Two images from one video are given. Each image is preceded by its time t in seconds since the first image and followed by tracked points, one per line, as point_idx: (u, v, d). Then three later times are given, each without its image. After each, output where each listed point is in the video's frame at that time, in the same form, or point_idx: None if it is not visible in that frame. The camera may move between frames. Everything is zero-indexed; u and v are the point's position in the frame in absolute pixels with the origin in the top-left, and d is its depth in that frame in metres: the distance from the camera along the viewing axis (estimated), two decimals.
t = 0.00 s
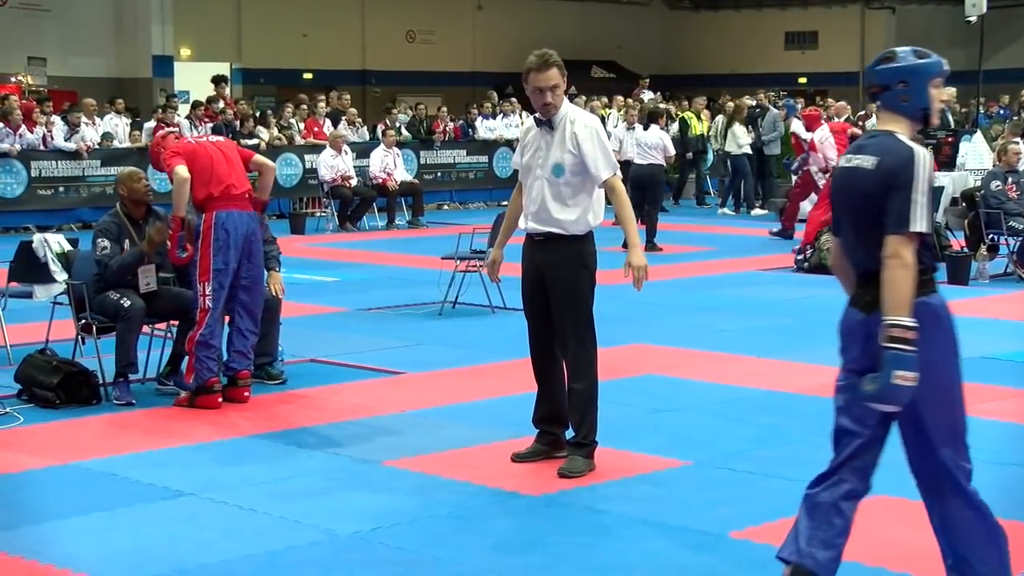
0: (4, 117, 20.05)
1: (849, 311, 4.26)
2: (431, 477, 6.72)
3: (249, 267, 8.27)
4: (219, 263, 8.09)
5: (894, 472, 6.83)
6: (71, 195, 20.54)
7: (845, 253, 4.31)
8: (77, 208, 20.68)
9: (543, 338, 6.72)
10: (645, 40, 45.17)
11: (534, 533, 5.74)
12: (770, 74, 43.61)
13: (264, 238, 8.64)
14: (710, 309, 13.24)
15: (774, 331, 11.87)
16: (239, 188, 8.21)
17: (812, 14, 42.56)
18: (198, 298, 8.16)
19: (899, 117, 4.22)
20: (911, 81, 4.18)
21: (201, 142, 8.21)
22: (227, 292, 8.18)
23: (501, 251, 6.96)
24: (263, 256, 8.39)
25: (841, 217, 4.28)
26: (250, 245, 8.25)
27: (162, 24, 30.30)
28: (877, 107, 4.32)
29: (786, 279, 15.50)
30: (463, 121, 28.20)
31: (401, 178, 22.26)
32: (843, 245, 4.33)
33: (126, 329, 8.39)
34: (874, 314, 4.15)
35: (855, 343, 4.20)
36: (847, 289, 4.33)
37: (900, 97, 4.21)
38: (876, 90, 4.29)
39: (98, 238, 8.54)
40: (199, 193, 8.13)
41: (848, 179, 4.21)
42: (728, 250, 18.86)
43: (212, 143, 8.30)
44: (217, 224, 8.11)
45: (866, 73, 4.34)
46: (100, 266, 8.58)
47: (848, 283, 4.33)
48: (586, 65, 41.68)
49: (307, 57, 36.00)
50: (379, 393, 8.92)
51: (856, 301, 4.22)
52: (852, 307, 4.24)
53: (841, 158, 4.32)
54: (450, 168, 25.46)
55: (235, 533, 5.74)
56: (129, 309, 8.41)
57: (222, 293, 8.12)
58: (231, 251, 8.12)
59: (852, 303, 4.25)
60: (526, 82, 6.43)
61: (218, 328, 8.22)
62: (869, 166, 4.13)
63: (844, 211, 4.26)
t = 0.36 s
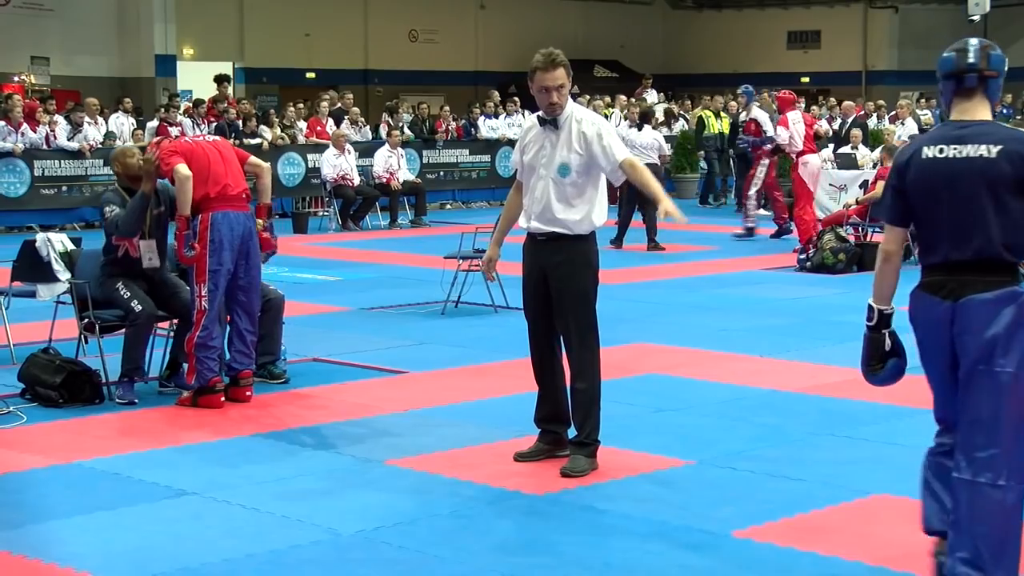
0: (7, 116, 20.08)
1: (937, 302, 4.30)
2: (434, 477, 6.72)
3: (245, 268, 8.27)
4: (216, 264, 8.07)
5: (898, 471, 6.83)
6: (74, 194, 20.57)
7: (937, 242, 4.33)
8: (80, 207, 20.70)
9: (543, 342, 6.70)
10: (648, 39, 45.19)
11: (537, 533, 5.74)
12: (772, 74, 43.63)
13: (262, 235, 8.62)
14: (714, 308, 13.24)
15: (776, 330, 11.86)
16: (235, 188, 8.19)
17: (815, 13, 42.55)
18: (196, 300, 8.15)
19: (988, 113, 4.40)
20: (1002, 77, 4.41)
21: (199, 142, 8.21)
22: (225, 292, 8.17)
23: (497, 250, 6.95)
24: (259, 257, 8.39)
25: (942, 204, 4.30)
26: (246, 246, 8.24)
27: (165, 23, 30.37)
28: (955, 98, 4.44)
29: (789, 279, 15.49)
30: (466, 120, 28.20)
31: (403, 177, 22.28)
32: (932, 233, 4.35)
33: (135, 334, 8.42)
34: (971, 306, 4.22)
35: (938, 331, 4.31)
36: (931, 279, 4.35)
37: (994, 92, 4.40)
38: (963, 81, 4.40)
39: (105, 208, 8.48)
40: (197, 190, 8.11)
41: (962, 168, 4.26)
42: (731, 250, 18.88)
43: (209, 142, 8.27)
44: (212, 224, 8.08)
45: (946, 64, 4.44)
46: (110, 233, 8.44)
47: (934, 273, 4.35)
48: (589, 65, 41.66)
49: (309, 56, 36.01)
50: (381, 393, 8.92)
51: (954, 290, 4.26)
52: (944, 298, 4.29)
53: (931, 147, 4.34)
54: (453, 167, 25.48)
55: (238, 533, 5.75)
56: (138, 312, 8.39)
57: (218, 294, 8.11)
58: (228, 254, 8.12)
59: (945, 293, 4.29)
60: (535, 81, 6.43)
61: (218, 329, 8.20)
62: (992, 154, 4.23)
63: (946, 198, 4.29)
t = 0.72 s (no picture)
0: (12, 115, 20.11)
1: (976, 300, 4.69)
2: (439, 476, 6.72)
3: (247, 268, 8.26)
4: (218, 263, 8.08)
5: (903, 471, 6.82)
6: (79, 193, 20.59)
7: (976, 242, 4.70)
8: (85, 207, 20.73)
9: (548, 345, 6.70)
10: (653, 38, 45.19)
11: (542, 531, 5.74)
12: (777, 74, 43.60)
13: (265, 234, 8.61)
14: (720, 308, 13.23)
15: (782, 330, 11.84)
16: (239, 189, 8.17)
17: (820, 12, 42.50)
18: (201, 299, 8.16)
19: (1009, 114, 4.77)
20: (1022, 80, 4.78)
21: (203, 140, 8.17)
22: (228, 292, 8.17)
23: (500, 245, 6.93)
24: (262, 256, 8.38)
25: (980, 206, 4.67)
26: (248, 246, 8.23)
27: (170, 22, 30.38)
28: (979, 100, 4.77)
29: (793, 278, 15.47)
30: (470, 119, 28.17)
31: (408, 177, 22.28)
32: (971, 234, 4.71)
33: (132, 335, 8.42)
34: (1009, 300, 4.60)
35: (973, 329, 4.70)
36: (969, 279, 4.72)
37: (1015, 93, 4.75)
38: (992, 85, 4.72)
39: (102, 168, 8.27)
40: (203, 189, 8.08)
41: (999, 171, 4.62)
42: (736, 249, 18.83)
43: (217, 139, 8.25)
44: (215, 225, 8.08)
45: (976, 69, 4.71)
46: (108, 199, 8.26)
47: (971, 274, 4.72)
48: (594, 64, 41.63)
49: (314, 55, 36.03)
50: (386, 392, 8.92)
51: (994, 289, 4.65)
52: (979, 296, 4.68)
53: (963, 151, 4.68)
54: (458, 166, 25.49)
55: (243, 532, 5.75)
56: (136, 312, 8.35)
57: (223, 294, 8.12)
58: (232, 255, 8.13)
59: (985, 293, 4.67)
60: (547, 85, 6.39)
61: (224, 328, 8.22)
62: None
63: (985, 200, 4.66)
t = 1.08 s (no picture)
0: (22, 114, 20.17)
1: (1002, 290, 4.89)
2: (447, 476, 6.74)
3: (256, 268, 8.28)
4: (226, 263, 8.09)
5: (913, 470, 6.82)
6: (87, 192, 20.64)
7: (992, 233, 4.90)
8: (94, 206, 20.78)
9: (555, 345, 6.69)
10: (661, 37, 45.19)
11: (550, 531, 5.75)
12: (785, 74, 43.58)
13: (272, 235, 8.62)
14: (728, 307, 13.23)
15: (790, 329, 11.83)
16: (247, 188, 8.18)
17: (828, 12, 42.46)
18: (209, 299, 8.17)
19: (1016, 109, 5.03)
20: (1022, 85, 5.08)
21: (212, 139, 8.17)
22: (236, 292, 8.19)
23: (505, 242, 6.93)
24: (270, 255, 8.40)
25: (998, 198, 4.88)
26: (257, 245, 8.24)
27: (178, 21, 30.40)
28: (991, 97, 5.01)
29: (801, 278, 15.47)
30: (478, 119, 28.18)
31: (416, 177, 22.27)
32: (985, 225, 4.91)
33: (137, 335, 8.41)
34: None
35: (1003, 316, 4.88)
36: (991, 269, 4.91)
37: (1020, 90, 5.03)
38: (1005, 82, 4.98)
39: (113, 153, 8.29)
40: (211, 189, 8.09)
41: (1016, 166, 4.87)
42: (745, 249, 18.80)
43: (226, 138, 8.25)
44: (223, 224, 8.08)
45: (992, 67, 4.94)
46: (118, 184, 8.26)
47: (990, 265, 4.91)
48: (601, 64, 41.64)
49: (322, 54, 36.07)
50: (394, 391, 8.93)
51: (1016, 279, 4.90)
52: (1008, 285, 4.90)
53: (982, 144, 4.89)
54: (466, 166, 25.51)
55: (251, 531, 5.76)
56: (140, 313, 8.37)
57: (231, 293, 8.13)
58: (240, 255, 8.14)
59: (1010, 282, 4.90)
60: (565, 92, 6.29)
61: (231, 328, 8.24)
62: None
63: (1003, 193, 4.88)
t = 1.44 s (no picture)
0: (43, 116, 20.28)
1: (1002, 279, 5.06)
2: (465, 476, 6.75)
3: (276, 268, 8.32)
4: (247, 263, 8.12)
5: (932, 471, 6.81)
6: (107, 192, 20.75)
7: (998, 227, 5.07)
8: (113, 206, 20.88)
9: (573, 345, 6.70)
10: (679, 37, 45.14)
11: (568, 532, 5.75)
12: (803, 74, 43.40)
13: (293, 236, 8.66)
14: (746, 308, 13.21)
15: (808, 330, 11.81)
16: (268, 188, 8.20)
17: (848, 12, 42.27)
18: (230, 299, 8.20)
19: (1008, 109, 5.25)
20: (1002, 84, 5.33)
21: (235, 142, 8.20)
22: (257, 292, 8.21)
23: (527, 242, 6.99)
24: (291, 256, 8.43)
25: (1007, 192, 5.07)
26: (278, 245, 8.27)
27: (197, 23, 30.54)
28: (988, 96, 5.21)
29: (819, 279, 15.43)
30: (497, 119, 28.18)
31: (434, 177, 22.34)
32: (993, 217, 5.07)
33: (158, 334, 8.46)
34: None
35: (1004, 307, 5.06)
36: (995, 262, 5.06)
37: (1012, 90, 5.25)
38: (1001, 81, 5.18)
39: (140, 152, 8.32)
40: (233, 189, 8.13)
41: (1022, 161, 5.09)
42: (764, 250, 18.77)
43: (247, 141, 8.28)
44: (244, 224, 8.11)
45: (988, 68, 5.14)
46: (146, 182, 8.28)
47: (992, 257, 5.07)
48: (619, 64, 41.60)
49: (340, 55, 36.14)
50: (412, 392, 8.95)
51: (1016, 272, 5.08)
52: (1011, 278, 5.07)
53: (999, 138, 5.06)
54: (485, 166, 25.53)
55: (269, 531, 5.78)
56: (160, 313, 8.42)
57: (252, 293, 8.16)
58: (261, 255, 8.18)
59: (1011, 274, 5.07)
60: (574, 90, 6.32)
61: (252, 328, 8.26)
62: None
63: (1011, 187, 5.08)
